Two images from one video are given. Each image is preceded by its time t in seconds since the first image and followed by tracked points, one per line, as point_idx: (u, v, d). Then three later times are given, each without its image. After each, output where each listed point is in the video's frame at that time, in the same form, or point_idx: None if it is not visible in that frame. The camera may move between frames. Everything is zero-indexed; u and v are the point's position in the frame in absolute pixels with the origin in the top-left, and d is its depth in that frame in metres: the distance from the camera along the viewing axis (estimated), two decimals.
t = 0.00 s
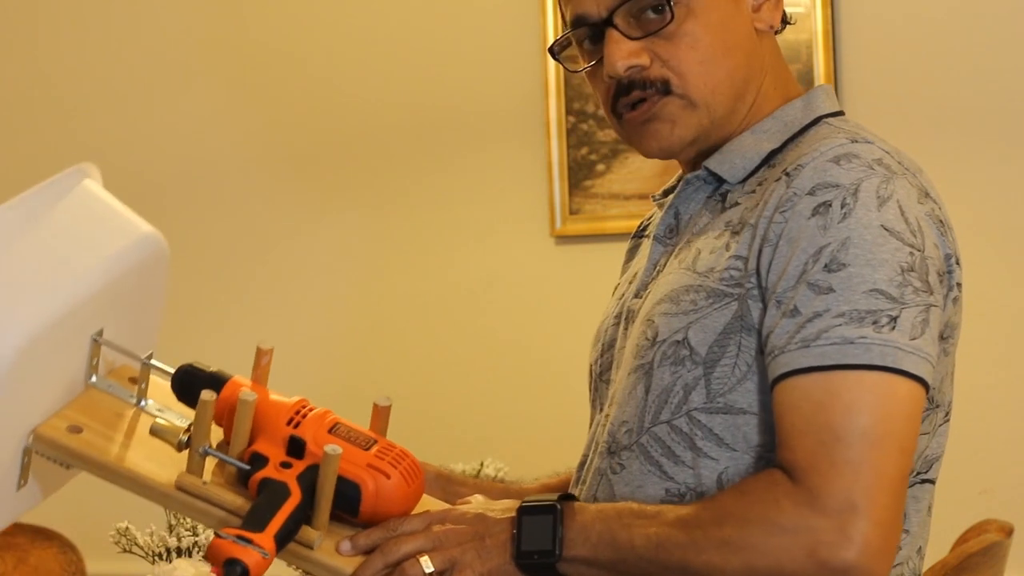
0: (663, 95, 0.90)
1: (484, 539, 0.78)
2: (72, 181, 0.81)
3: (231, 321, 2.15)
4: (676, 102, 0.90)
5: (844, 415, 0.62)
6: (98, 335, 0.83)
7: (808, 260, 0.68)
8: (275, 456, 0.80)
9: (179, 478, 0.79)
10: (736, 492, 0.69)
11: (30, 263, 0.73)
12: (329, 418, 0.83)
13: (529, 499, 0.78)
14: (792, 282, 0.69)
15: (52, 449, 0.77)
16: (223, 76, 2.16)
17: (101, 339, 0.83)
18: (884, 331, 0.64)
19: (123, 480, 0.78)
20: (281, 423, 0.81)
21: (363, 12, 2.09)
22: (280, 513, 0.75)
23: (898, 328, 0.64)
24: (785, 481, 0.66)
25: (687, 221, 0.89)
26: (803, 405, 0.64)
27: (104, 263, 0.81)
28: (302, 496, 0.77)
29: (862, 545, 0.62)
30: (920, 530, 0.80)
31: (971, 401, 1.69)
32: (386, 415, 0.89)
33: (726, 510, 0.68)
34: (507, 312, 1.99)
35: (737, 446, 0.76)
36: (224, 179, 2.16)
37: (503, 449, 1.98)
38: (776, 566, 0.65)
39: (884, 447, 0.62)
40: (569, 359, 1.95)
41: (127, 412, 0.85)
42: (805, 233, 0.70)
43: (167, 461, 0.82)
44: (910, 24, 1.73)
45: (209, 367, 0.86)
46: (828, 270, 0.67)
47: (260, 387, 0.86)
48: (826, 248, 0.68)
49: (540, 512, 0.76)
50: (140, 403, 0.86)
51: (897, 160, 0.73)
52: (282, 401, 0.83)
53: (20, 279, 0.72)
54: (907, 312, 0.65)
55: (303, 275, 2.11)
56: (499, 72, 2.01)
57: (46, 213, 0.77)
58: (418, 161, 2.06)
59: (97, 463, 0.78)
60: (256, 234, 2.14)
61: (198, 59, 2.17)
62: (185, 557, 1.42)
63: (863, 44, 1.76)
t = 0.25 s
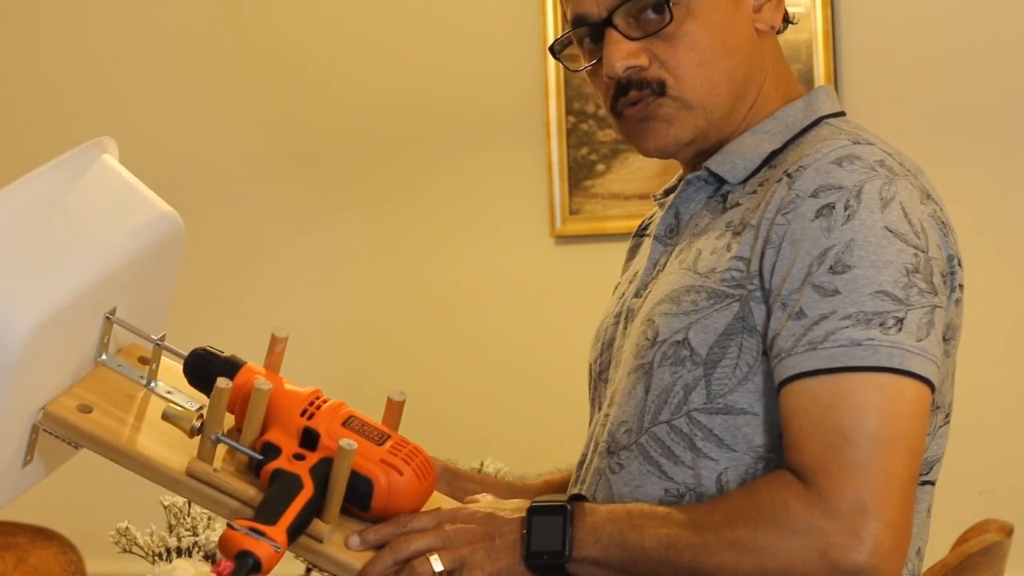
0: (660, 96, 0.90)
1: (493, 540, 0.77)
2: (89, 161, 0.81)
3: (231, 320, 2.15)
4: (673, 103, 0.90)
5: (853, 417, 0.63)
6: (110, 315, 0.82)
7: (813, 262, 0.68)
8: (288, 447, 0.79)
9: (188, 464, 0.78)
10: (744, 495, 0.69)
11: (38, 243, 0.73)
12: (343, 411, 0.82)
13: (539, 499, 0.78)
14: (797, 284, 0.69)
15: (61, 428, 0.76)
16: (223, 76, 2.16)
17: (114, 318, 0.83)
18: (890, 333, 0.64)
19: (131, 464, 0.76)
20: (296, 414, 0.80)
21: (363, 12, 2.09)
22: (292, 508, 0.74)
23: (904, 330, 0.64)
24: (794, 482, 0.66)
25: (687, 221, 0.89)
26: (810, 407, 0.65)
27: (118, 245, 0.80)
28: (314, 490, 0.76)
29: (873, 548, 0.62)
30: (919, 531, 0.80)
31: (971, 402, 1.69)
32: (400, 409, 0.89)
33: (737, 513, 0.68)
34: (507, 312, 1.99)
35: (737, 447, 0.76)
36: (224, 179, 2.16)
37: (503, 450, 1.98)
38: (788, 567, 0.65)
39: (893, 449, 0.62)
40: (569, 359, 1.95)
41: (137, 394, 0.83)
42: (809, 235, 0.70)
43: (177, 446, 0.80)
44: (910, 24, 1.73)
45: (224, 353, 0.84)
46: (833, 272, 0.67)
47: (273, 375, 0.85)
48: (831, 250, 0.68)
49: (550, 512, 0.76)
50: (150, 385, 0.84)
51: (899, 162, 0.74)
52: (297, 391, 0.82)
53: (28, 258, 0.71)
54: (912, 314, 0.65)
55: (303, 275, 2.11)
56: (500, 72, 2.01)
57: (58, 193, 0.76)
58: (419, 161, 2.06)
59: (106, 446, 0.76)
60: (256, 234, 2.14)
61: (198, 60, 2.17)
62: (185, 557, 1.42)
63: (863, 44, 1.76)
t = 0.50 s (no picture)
0: (654, 99, 0.90)
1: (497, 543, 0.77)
2: (88, 161, 0.81)
3: (231, 320, 2.15)
4: (668, 106, 0.90)
5: (856, 418, 0.63)
6: (112, 316, 0.82)
7: (815, 262, 0.69)
8: (292, 448, 0.79)
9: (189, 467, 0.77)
10: (747, 495, 0.69)
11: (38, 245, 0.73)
12: (347, 412, 0.82)
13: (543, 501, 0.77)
14: (799, 285, 0.69)
15: (63, 430, 0.75)
16: (223, 76, 2.16)
17: (116, 319, 0.83)
18: (892, 333, 0.64)
19: (132, 464, 0.75)
20: (299, 416, 0.80)
21: (363, 12, 2.09)
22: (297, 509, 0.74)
23: (906, 330, 0.65)
24: (796, 483, 0.66)
25: (688, 221, 0.89)
26: (814, 408, 0.65)
27: (118, 246, 0.80)
28: (319, 491, 0.76)
29: (876, 548, 0.62)
30: (920, 530, 0.80)
31: (971, 402, 1.69)
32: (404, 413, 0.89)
33: (741, 513, 0.68)
34: (506, 312, 1.99)
35: (737, 448, 0.76)
36: (224, 179, 2.16)
37: (503, 450, 1.98)
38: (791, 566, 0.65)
39: (895, 449, 0.62)
40: (569, 358, 1.95)
41: (139, 395, 0.83)
42: (810, 236, 0.70)
43: (180, 447, 0.80)
44: (909, 24, 1.73)
45: (227, 354, 0.84)
46: (835, 272, 0.67)
47: (276, 376, 0.85)
48: (833, 251, 0.68)
49: (553, 515, 0.75)
50: (152, 386, 0.84)
51: (899, 163, 0.74)
52: (300, 393, 0.82)
53: (29, 262, 0.71)
54: (915, 314, 0.65)
55: (303, 275, 2.11)
56: (499, 72, 2.01)
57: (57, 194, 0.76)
58: (418, 161, 2.06)
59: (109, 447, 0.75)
60: (256, 233, 2.14)
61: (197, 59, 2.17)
62: (185, 557, 1.41)
63: (864, 44, 1.76)
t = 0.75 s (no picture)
0: (617, 117, 0.93)
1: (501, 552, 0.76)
2: (88, 164, 0.80)
3: (231, 320, 2.15)
4: (630, 124, 0.92)
5: (860, 418, 0.63)
6: (113, 322, 0.82)
7: (816, 264, 0.69)
8: (297, 457, 0.78)
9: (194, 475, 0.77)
10: (753, 497, 0.69)
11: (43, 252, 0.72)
12: (351, 420, 0.82)
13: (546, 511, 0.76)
14: (800, 286, 0.69)
15: (64, 438, 0.76)
16: (223, 76, 2.16)
17: (117, 325, 0.83)
18: (896, 334, 0.64)
19: (136, 472, 0.76)
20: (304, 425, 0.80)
21: (362, 12, 2.09)
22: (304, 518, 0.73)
23: (909, 331, 0.65)
24: (804, 485, 0.66)
25: (688, 221, 0.89)
26: (820, 409, 0.65)
27: (120, 251, 0.80)
28: (324, 500, 0.75)
29: (883, 547, 0.62)
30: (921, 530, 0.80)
31: (971, 402, 1.69)
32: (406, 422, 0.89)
33: (745, 515, 0.68)
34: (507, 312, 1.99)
35: (736, 448, 0.76)
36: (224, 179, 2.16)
37: (503, 450, 1.98)
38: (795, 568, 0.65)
39: (902, 449, 0.62)
40: (569, 359, 1.95)
41: (141, 402, 0.83)
42: (811, 238, 0.70)
43: (186, 456, 0.80)
44: (909, 24, 1.74)
45: (229, 361, 0.84)
46: (837, 274, 0.67)
47: (278, 384, 0.84)
48: (834, 253, 0.68)
49: (555, 526, 0.74)
50: (153, 393, 0.84)
51: (899, 164, 0.74)
52: (304, 400, 0.81)
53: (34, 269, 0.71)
54: (917, 316, 0.65)
55: (303, 275, 2.11)
56: (499, 72, 2.01)
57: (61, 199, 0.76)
58: (418, 160, 2.06)
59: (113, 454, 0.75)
60: (256, 233, 2.14)
61: (197, 59, 2.17)
62: (185, 557, 1.41)
63: (863, 45, 1.77)
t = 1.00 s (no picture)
0: (615, 119, 0.94)
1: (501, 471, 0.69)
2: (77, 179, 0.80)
3: (230, 320, 2.15)
4: (627, 126, 0.94)
5: (861, 418, 0.60)
6: (110, 343, 0.82)
7: (817, 263, 0.68)
8: (302, 477, 0.84)
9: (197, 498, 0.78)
10: (751, 486, 0.65)
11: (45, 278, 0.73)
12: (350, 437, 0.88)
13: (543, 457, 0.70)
14: (801, 285, 0.69)
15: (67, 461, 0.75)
16: (223, 77, 2.16)
17: (114, 346, 0.83)
18: (897, 334, 0.63)
19: (139, 497, 0.76)
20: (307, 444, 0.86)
21: (363, 12, 2.09)
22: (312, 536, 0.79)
23: (910, 331, 0.63)
24: (804, 477, 0.62)
25: (687, 221, 0.89)
26: (820, 405, 0.62)
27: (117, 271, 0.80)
28: (331, 518, 0.82)
29: (877, 550, 0.59)
30: (920, 530, 0.80)
31: (971, 401, 1.69)
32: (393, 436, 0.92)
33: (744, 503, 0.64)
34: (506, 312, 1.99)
35: (735, 449, 0.75)
36: (224, 179, 2.16)
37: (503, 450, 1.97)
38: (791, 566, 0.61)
39: (901, 452, 0.60)
40: (569, 359, 1.94)
41: (142, 420, 0.84)
42: (812, 237, 0.70)
43: (187, 477, 0.81)
44: (909, 24, 1.74)
45: (230, 380, 0.89)
46: (838, 273, 0.66)
47: (280, 402, 0.90)
48: (835, 251, 0.67)
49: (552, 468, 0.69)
50: (153, 412, 0.85)
51: (899, 165, 0.74)
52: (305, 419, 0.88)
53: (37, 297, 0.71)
54: (917, 317, 0.64)
55: (303, 275, 2.11)
56: (499, 72, 2.01)
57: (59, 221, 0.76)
58: (418, 161, 2.06)
59: (116, 478, 0.75)
60: (256, 233, 2.14)
61: (197, 59, 2.17)
62: (185, 557, 1.41)
63: (863, 45, 1.77)
